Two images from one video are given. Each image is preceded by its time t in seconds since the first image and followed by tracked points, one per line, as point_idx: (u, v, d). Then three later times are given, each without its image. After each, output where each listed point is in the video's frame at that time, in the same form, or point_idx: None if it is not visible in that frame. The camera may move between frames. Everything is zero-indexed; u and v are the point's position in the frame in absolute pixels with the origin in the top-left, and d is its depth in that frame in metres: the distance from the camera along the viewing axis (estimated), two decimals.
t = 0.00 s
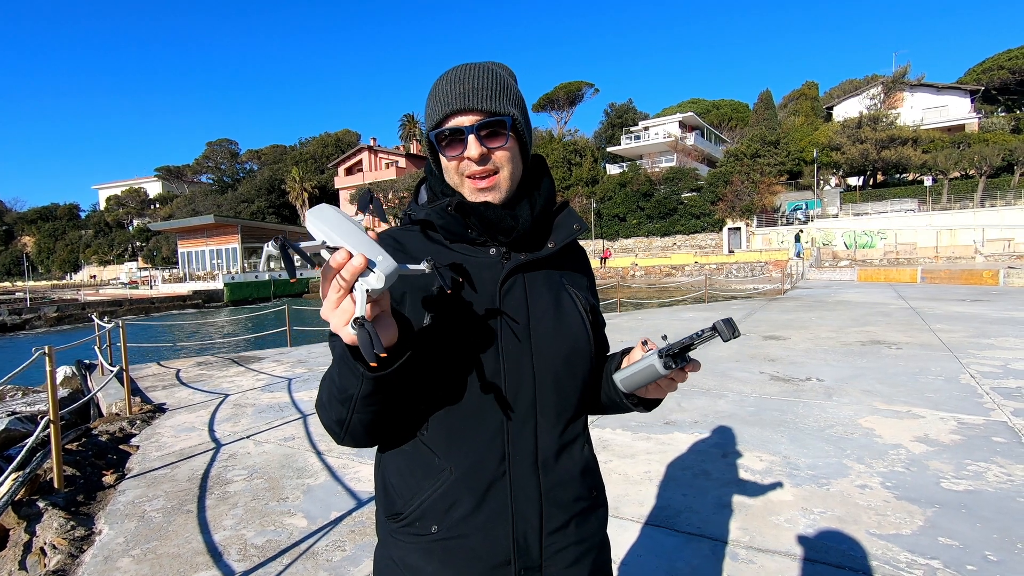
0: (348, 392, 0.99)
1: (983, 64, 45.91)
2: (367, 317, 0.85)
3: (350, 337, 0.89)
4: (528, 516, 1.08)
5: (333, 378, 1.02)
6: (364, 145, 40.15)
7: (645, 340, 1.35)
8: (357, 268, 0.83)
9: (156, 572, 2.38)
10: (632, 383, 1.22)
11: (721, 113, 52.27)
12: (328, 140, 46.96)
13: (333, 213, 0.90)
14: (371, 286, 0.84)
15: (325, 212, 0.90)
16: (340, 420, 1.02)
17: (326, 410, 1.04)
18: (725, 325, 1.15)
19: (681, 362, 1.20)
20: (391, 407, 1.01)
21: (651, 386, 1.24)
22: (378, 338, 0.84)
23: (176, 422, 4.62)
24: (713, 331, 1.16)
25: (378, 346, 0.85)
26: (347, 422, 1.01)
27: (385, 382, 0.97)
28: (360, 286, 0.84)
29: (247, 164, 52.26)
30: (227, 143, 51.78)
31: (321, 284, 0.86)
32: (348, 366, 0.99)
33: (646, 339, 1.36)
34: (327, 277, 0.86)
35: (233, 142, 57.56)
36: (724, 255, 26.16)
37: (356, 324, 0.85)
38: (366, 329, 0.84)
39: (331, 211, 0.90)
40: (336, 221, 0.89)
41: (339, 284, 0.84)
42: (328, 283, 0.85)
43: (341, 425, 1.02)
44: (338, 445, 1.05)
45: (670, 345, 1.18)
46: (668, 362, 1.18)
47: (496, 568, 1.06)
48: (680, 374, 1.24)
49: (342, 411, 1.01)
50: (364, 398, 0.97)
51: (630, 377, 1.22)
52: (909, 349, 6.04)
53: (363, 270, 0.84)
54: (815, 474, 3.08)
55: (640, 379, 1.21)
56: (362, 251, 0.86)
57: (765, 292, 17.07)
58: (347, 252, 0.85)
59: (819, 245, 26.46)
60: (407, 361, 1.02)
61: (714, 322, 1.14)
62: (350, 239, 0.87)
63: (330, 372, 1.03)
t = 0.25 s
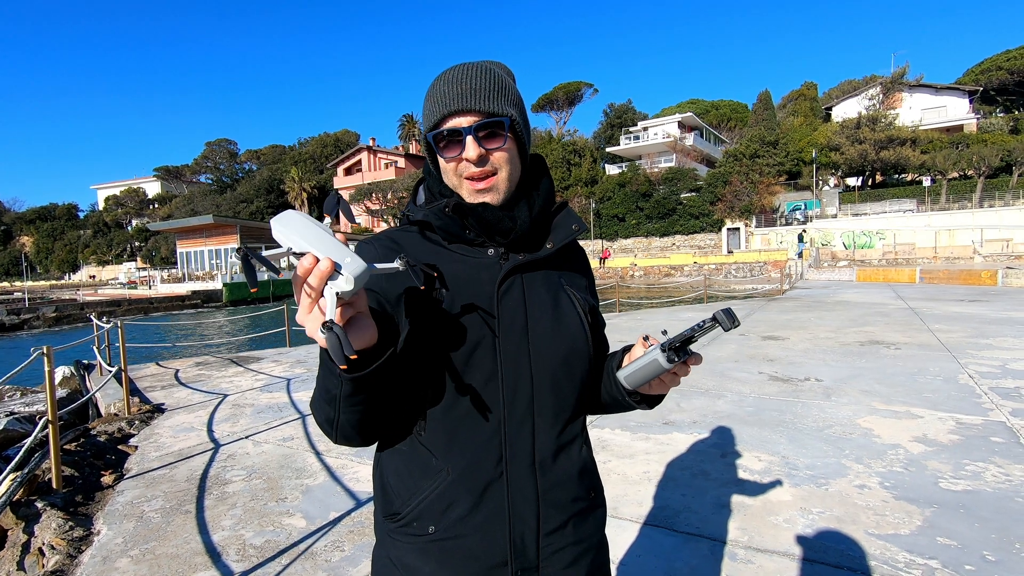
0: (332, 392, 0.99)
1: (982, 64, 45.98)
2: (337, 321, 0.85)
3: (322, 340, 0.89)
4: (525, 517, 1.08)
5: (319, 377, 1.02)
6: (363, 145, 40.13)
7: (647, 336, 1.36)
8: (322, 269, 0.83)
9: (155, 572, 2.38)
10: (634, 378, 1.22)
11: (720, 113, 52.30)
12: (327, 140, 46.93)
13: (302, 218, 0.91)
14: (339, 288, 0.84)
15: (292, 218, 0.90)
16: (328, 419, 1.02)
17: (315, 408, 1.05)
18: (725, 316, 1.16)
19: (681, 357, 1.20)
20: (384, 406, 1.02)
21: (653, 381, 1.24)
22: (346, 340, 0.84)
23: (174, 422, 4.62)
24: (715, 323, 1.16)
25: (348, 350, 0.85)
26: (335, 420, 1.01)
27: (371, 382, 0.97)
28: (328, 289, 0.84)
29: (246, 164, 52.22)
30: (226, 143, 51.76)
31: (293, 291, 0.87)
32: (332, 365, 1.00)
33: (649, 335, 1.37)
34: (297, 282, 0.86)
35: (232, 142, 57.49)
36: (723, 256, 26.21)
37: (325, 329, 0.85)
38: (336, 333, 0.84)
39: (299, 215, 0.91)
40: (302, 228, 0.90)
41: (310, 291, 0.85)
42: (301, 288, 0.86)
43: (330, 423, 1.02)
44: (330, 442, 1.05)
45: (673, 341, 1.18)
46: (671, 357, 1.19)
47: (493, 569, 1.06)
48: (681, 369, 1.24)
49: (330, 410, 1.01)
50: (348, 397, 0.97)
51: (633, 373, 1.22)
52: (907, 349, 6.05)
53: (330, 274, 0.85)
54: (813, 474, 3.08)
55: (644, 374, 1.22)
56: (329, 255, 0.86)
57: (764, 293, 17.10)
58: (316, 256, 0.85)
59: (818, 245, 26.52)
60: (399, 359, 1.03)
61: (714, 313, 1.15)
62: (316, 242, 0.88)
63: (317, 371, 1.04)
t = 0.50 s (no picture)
0: (327, 385, 1.01)
1: (981, 65, 46.04)
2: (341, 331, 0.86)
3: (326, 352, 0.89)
4: (524, 514, 1.08)
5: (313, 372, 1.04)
6: (363, 145, 40.11)
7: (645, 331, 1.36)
8: (307, 285, 0.84)
9: (155, 572, 2.38)
10: (637, 373, 1.22)
11: (720, 113, 52.31)
12: (327, 140, 46.90)
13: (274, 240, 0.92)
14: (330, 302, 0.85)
15: (264, 239, 0.91)
16: (324, 412, 1.03)
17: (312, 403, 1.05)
18: (727, 311, 1.15)
19: (685, 350, 1.19)
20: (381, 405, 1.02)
21: (655, 376, 1.23)
22: (356, 347, 0.85)
23: (173, 423, 4.61)
24: (716, 319, 1.16)
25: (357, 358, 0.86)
26: (329, 410, 1.02)
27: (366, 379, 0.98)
28: (323, 300, 0.85)
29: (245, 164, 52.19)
30: (226, 144, 51.73)
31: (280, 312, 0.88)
32: (326, 366, 1.01)
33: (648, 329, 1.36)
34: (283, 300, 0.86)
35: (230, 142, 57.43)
36: (723, 256, 26.27)
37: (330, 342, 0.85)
38: (342, 342, 0.85)
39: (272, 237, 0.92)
40: (277, 248, 0.91)
41: (301, 310, 0.85)
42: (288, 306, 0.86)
43: (323, 411, 1.03)
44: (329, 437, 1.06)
45: (672, 336, 1.17)
46: (674, 352, 1.17)
47: (492, 567, 1.06)
48: (683, 364, 1.23)
49: (325, 404, 1.02)
50: (341, 390, 0.99)
51: (636, 369, 1.22)
52: (907, 349, 6.06)
53: (320, 286, 0.86)
54: (812, 474, 3.09)
55: (647, 364, 1.21)
56: (313, 271, 0.87)
57: (763, 293, 17.11)
58: (300, 273, 0.86)
59: (818, 245, 26.56)
60: (395, 357, 1.03)
61: (715, 308, 1.14)
62: (299, 261, 0.89)
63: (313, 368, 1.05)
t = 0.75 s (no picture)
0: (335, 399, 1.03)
1: (980, 65, 46.10)
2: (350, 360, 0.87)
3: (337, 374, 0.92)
4: (521, 517, 1.08)
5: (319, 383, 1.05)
6: (362, 145, 40.10)
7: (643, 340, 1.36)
8: (313, 313, 0.85)
9: (155, 572, 2.38)
10: (634, 382, 1.22)
11: (719, 114, 52.35)
12: (326, 140, 46.90)
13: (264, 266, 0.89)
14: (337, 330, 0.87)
15: (258, 268, 0.88)
16: (327, 418, 1.05)
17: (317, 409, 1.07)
18: (728, 323, 1.15)
19: (681, 362, 1.19)
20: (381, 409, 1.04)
21: (653, 385, 1.24)
22: (367, 373, 0.87)
23: (172, 423, 4.61)
24: (713, 332, 1.16)
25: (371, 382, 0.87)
26: (334, 421, 1.04)
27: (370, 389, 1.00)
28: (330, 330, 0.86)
29: (244, 165, 52.21)
30: (225, 143, 51.74)
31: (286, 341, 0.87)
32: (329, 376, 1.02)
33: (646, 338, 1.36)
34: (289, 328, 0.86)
35: (230, 142, 57.41)
36: (722, 256, 26.32)
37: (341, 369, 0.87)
38: (355, 371, 0.86)
39: (263, 262, 0.89)
40: (270, 277, 0.89)
41: (307, 339, 0.86)
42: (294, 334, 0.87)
43: (330, 423, 1.05)
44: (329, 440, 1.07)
45: (671, 348, 1.16)
46: (672, 364, 1.17)
47: (489, 569, 1.06)
48: (682, 373, 1.23)
49: (328, 413, 1.04)
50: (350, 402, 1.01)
51: (633, 376, 1.22)
52: (905, 349, 6.07)
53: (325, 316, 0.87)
54: (812, 474, 3.09)
55: (643, 376, 1.21)
56: (317, 298, 0.87)
57: (762, 293, 17.12)
58: (303, 302, 0.86)
59: (817, 245, 26.59)
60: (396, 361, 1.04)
61: (716, 320, 1.14)
62: (299, 288, 0.88)
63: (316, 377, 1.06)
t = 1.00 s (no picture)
0: (353, 402, 1.00)
1: (978, 66, 46.15)
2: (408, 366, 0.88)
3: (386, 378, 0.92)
4: (519, 519, 1.08)
5: (335, 386, 1.02)
6: (361, 145, 40.08)
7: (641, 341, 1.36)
8: (372, 321, 0.85)
9: (153, 574, 2.38)
10: (621, 387, 1.20)
11: (718, 114, 52.38)
12: (325, 140, 46.90)
13: (323, 274, 0.88)
14: (389, 342, 0.88)
15: (317, 275, 0.87)
16: (341, 424, 1.03)
17: (327, 413, 1.05)
18: (715, 327, 1.16)
19: (676, 364, 1.20)
20: (389, 412, 1.03)
21: (645, 388, 1.23)
22: (426, 380, 0.87)
23: (171, 424, 4.61)
24: (711, 333, 1.16)
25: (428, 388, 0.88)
26: (349, 424, 1.02)
27: (389, 392, 0.99)
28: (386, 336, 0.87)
29: (244, 165, 52.23)
30: (224, 144, 51.73)
31: (342, 346, 0.87)
32: (352, 380, 0.99)
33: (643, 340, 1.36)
34: (345, 333, 0.87)
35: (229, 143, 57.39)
36: (721, 256, 26.34)
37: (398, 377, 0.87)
38: (412, 378, 0.87)
39: (320, 271, 0.88)
40: (332, 286, 0.88)
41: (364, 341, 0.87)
42: (349, 340, 0.88)
43: (343, 427, 1.03)
44: (337, 444, 1.06)
45: (666, 349, 1.16)
46: (658, 368, 1.17)
47: (487, 568, 1.06)
48: (679, 374, 1.24)
49: (345, 417, 1.01)
50: (373, 408, 0.99)
51: (621, 382, 1.21)
52: (904, 349, 6.08)
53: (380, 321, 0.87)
54: (810, 474, 3.09)
55: (632, 381, 1.20)
56: (375, 306, 0.88)
57: (761, 293, 17.13)
58: (365, 309, 0.87)
59: (816, 246, 26.60)
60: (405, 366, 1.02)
61: (704, 322, 1.14)
62: (360, 296, 0.89)
63: (332, 379, 1.03)
